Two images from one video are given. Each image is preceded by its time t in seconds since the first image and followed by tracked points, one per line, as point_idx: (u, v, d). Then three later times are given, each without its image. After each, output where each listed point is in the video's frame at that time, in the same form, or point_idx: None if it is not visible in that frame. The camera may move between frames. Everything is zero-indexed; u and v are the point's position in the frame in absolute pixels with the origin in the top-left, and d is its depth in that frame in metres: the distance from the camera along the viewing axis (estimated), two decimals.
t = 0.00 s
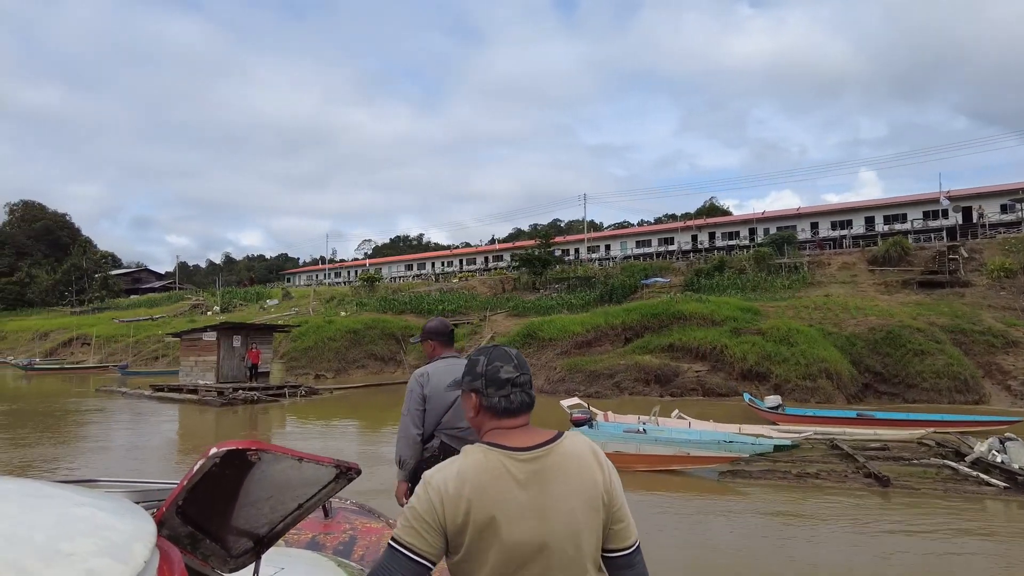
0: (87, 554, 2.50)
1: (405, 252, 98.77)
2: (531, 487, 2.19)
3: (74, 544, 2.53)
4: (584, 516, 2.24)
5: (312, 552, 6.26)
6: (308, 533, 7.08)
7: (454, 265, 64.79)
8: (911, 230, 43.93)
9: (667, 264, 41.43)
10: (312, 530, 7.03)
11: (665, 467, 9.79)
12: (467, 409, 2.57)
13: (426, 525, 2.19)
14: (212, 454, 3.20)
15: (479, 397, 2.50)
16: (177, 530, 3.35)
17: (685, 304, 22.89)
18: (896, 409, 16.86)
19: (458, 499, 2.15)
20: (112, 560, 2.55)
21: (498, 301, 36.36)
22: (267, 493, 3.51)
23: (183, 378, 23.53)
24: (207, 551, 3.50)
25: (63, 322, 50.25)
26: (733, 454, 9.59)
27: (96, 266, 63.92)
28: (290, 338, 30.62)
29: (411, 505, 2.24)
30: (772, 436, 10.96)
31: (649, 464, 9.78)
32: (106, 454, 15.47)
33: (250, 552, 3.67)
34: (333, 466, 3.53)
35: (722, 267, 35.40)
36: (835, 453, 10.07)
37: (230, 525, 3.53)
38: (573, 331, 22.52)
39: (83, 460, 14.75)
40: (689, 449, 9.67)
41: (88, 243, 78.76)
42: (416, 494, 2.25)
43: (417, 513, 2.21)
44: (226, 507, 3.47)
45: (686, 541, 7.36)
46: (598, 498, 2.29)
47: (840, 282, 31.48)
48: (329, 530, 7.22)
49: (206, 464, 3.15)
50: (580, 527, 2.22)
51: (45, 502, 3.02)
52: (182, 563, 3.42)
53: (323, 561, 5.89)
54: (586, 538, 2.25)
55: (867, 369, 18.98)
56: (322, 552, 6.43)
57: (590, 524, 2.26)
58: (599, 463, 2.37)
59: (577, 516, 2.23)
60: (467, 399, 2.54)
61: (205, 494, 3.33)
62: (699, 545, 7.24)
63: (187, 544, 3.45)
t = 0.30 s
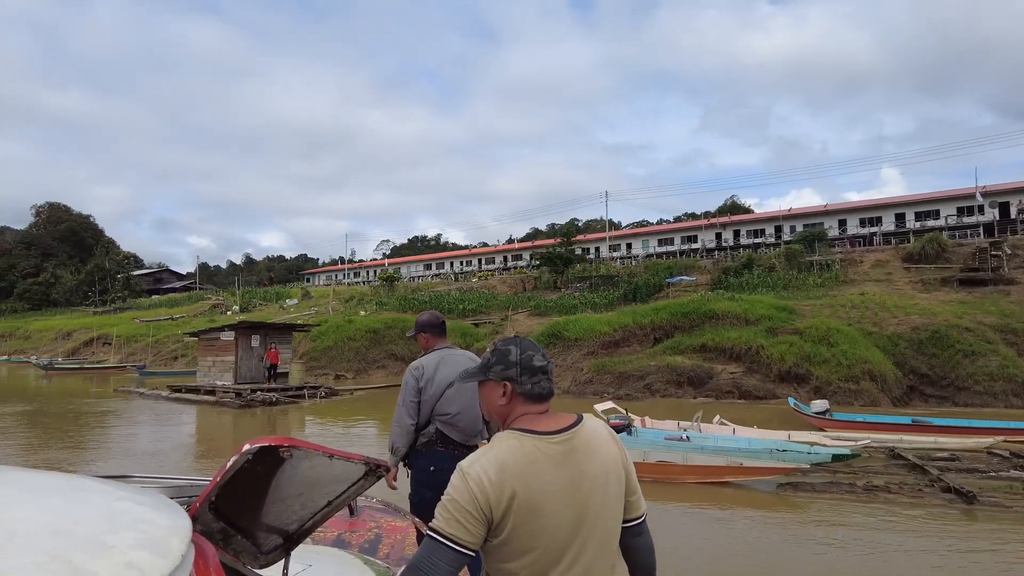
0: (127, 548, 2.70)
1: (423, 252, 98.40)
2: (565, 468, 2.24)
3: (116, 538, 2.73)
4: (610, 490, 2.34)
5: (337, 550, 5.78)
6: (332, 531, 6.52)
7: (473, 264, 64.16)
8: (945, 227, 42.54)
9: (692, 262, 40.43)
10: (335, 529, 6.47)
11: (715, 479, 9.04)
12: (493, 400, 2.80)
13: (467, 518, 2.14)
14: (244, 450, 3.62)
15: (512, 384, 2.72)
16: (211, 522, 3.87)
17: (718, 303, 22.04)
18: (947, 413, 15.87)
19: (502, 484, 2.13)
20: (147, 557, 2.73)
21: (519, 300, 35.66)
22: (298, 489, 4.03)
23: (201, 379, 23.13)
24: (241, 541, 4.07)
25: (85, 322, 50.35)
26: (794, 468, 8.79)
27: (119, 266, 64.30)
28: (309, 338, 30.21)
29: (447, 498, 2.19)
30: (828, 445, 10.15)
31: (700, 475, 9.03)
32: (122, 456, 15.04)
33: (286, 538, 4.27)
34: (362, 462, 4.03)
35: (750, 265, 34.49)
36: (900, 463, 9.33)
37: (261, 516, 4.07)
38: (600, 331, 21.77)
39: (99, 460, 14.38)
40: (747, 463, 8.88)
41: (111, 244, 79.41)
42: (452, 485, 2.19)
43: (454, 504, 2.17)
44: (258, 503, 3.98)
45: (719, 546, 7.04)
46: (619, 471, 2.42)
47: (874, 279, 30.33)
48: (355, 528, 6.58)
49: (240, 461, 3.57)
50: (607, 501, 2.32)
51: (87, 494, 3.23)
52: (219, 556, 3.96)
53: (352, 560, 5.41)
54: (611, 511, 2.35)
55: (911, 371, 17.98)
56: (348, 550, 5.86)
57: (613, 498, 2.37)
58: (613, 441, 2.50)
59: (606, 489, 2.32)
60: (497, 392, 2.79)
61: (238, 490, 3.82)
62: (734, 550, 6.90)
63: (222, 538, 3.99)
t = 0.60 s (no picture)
0: (155, 540, 2.61)
1: (440, 251, 97.85)
2: (594, 460, 2.23)
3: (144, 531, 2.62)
4: (626, 479, 2.38)
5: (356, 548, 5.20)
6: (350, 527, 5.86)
7: (490, 263, 63.47)
8: (979, 222, 41.16)
9: (716, 259, 39.43)
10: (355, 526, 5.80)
11: (770, 492, 8.23)
12: (519, 391, 2.67)
13: (520, 518, 2.02)
14: (269, 448, 3.46)
15: (540, 376, 2.66)
16: (235, 519, 3.71)
17: (750, 300, 21.18)
18: (1001, 418, 14.92)
19: (548, 478, 2.07)
20: (179, 549, 2.63)
21: (539, 299, 34.96)
22: (321, 485, 3.82)
23: (217, 380, 22.66)
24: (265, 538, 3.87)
25: (104, 322, 50.37)
26: (862, 481, 8.00)
27: (139, 267, 64.51)
28: (327, 337, 29.73)
29: (490, 497, 2.06)
30: (888, 453, 9.40)
31: (754, 487, 8.22)
32: (136, 457, 14.57)
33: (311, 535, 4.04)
34: (386, 460, 3.72)
35: (778, 263, 33.46)
36: (972, 474, 8.62)
37: (285, 514, 3.88)
38: (626, 330, 20.98)
39: (112, 463, 13.93)
40: (810, 476, 8.04)
41: (131, 245, 79.83)
42: (495, 483, 2.07)
43: (498, 505, 2.04)
44: (281, 499, 3.79)
45: (729, 546, 6.78)
46: (628, 462, 2.47)
47: (908, 276, 29.24)
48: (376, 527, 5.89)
49: (263, 457, 3.38)
50: (625, 491, 2.36)
51: (113, 488, 3.13)
52: (244, 552, 3.74)
53: (376, 558, 4.91)
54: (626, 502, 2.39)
55: (959, 372, 16.99)
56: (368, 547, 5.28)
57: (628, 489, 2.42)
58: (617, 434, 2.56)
59: (623, 479, 2.37)
60: (522, 386, 2.68)
61: (262, 485, 3.65)
62: (742, 550, 6.66)
63: (246, 535, 3.81)
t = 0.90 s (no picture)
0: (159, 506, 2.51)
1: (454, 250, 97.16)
2: (624, 460, 2.32)
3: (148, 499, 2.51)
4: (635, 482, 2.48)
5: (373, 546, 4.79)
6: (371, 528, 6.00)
7: (505, 262, 62.73)
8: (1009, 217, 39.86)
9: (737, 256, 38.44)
10: (375, 526, 5.98)
11: (828, 506, 7.48)
12: (549, 388, 2.63)
13: (568, 506, 2.04)
14: (290, 442, 2.89)
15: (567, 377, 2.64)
16: (257, 515, 3.07)
17: (779, 298, 20.33)
18: None
19: (599, 470, 2.11)
20: (211, 514, 2.58)
21: (556, 297, 34.19)
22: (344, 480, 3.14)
23: (228, 380, 22.16)
24: (287, 535, 3.20)
25: (119, 321, 50.23)
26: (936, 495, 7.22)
27: (154, 267, 64.52)
28: (340, 336, 29.20)
29: (537, 483, 2.06)
30: (950, 463, 8.64)
31: (811, 501, 7.46)
32: (145, 459, 14.09)
33: (331, 534, 3.27)
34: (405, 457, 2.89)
35: (802, 260, 32.47)
36: None
37: (306, 511, 3.20)
38: (649, 329, 20.20)
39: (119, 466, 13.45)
40: (873, 489, 7.28)
41: (147, 244, 79.94)
42: (548, 474, 2.06)
43: (550, 492, 2.04)
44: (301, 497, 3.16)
45: (792, 569, 6.08)
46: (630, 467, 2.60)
47: (941, 273, 28.14)
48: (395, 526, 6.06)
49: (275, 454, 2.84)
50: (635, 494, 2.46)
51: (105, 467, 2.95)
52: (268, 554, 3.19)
53: (390, 553, 4.48)
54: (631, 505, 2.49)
55: (1005, 373, 16.04)
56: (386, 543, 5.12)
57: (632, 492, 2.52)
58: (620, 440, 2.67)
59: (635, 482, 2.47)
60: (556, 384, 2.67)
61: (283, 481, 3.03)
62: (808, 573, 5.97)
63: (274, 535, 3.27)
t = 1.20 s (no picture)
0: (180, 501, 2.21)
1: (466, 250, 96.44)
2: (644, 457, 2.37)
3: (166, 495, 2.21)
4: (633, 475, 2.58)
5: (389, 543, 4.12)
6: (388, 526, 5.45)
7: (518, 260, 61.98)
8: None
9: (756, 254, 37.50)
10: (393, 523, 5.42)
11: (898, 524, 6.74)
12: (584, 381, 2.43)
13: (601, 491, 2.09)
14: (311, 441, 2.62)
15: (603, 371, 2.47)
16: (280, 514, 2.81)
17: (807, 296, 19.45)
18: None
19: (632, 465, 2.17)
20: (238, 509, 2.30)
21: (571, 296, 33.43)
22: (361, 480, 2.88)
23: (237, 381, 21.59)
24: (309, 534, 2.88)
25: (131, 320, 50.02)
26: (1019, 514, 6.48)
27: (166, 266, 64.35)
28: (352, 335, 28.59)
29: (574, 459, 2.12)
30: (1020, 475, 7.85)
31: (877, 519, 6.72)
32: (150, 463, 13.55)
33: (352, 531, 2.97)
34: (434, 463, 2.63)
35: (824, 257, 31.50)
36: None
37: (327, 510, 2.90)
38: (671, 329, 19.39)
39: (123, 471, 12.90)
40: (948, 505, 6.56)
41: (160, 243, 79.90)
42: (592, 456, 2.10)
43: (588, 473, 2.08)
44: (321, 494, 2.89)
45: None
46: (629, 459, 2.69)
47: (972, 271, 27.06)
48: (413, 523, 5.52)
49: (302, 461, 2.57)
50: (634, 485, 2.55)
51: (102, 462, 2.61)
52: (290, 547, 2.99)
53: (407, 550, 3.84)
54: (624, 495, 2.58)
55: None
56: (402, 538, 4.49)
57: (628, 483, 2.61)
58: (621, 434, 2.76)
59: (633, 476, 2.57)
60: (593, 377, 2.44)
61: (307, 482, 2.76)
62: None
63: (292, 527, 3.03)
